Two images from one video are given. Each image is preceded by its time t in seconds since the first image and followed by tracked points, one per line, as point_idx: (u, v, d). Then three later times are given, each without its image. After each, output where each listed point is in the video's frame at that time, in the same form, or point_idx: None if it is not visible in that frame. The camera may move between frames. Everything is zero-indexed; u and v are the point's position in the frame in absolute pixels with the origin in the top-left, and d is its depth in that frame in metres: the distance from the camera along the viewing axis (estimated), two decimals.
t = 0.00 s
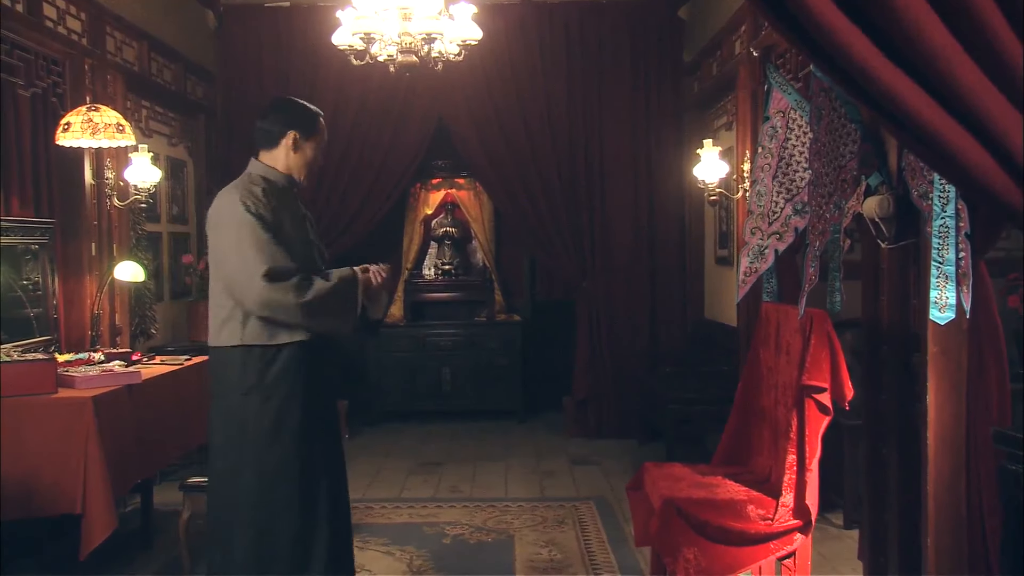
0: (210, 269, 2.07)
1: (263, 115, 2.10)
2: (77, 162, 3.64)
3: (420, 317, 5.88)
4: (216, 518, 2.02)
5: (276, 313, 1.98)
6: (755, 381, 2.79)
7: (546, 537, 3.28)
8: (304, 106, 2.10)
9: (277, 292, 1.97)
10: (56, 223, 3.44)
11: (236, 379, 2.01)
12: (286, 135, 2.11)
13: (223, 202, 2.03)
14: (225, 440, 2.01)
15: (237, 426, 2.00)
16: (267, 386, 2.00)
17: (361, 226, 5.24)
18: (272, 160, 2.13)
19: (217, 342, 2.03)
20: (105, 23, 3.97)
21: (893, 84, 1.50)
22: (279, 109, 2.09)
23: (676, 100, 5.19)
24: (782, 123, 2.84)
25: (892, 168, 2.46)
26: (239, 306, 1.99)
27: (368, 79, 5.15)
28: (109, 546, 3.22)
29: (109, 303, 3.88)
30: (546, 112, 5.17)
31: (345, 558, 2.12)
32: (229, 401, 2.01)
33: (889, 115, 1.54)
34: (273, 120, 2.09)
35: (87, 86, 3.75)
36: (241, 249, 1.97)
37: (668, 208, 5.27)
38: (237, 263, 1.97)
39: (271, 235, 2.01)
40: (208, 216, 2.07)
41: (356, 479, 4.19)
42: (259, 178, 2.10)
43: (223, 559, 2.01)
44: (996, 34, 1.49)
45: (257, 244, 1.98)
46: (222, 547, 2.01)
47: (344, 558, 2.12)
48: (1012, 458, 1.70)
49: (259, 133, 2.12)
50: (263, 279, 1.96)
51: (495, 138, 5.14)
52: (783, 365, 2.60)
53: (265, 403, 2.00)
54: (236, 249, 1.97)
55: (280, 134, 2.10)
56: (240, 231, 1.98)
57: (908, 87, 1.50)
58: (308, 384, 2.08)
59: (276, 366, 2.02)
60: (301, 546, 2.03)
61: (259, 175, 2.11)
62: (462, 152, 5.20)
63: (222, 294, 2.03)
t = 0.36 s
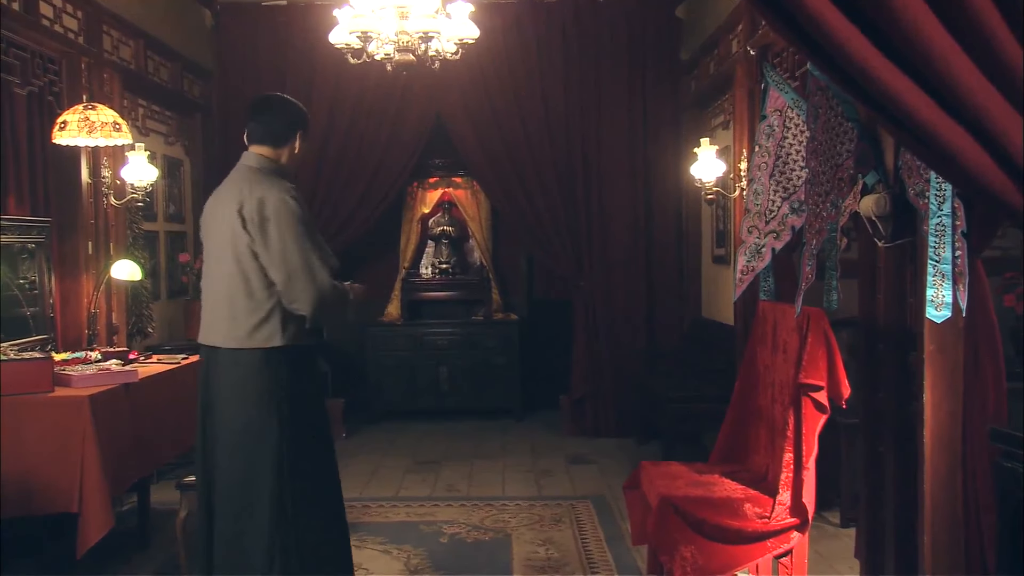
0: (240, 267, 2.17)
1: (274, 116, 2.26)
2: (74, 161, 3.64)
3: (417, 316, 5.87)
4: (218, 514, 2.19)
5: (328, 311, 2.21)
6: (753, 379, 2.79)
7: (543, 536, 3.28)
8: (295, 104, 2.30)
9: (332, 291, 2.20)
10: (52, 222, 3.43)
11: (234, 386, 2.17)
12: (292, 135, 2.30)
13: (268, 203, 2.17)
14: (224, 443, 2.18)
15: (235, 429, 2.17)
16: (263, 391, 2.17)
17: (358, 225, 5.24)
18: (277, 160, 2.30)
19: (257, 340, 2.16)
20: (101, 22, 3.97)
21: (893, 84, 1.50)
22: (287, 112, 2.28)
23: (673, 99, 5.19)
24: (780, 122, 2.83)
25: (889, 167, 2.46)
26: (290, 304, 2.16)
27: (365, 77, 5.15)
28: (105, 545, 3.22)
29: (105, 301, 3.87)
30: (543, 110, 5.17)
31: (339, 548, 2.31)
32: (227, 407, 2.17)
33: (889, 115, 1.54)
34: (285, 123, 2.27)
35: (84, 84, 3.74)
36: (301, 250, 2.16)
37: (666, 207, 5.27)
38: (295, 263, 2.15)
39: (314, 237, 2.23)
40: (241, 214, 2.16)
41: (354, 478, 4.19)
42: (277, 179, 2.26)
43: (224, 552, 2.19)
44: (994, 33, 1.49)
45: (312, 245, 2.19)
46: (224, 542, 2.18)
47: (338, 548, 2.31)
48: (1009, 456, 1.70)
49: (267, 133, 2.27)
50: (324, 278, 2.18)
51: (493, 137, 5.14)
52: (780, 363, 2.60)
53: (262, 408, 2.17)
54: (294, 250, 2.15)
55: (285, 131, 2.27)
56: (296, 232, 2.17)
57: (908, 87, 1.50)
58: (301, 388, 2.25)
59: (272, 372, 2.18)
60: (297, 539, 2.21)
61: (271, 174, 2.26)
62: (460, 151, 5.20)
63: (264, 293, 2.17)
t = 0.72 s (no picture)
0: (246, 269, 2.18)
1: (272, 115, 2.26)
2: (75, 162, 3.64)
3: (418, 316, 5.87)
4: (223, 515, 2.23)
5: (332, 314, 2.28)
6: (753, 379, 2.79)
7: (544, 536, 3.28)
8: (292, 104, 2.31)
9: (336, 294, 2.27)
10: (53, 222, 3.43)
11: (239, 390, 2.20)
12: (289, 135, 2.31)
13: (274, 205, 2.19)
14: (229, 446, 2.21)
15: (242, 432, 2.20)
16: (270, 394, 2.21)
17: (359, 225, 5.25)
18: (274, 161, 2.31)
19: (264, 342, 2.19)
20: (102, 22, 3.97)
21: (893, 83, 1.50)
22: (285, 110, 2.28)
23: (674, 99, 5.19)
24: (781, 121, 2.83)
25: (890, 166, 2.45)
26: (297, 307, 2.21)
27: (366, 77, 5.15)
28: (106, 545, 3.22)
29: (107, 302, 3.87)
30: (544, 110, 5.17)
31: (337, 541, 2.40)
32: (232, 411, 2.20)
33: (889, 114, 1.54)
34: (284, 122, 2.28)
35: (85, 85, 3.74)
36: (309, 254, 2.21)
37: (667, 207, 5.27)
38: (304, 267, 2.20)
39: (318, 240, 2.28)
40: (247, 215, 2.17)
41: (354, 478, 4.20)
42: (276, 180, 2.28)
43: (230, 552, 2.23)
44: (994, 32, 1.50)
45: (319, 249, 2.24)
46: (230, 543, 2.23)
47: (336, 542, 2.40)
48: (1010, 455, 1.70)
49: (264, 132, 2.27)
50: (330, 282, 2.25)
51: (493, 137, 5.14)
52: (781, 363, 2.60)
53: (269, 410, 2.21)
54: (302, 253, 2.20)
55: (281, 129, 2.28)
56: (303, 236, 2.21)
57: (909, 86, 1.50)
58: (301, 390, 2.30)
59: (277, 375, 2.22)
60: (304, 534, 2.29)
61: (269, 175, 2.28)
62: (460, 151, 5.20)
63: (271, 296, 2.20)
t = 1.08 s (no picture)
0: (227, 269, 2.18)
1: (257, 114, 2.25)
2: (80, 162, 3.64)
3: (422, 316, 5.88)
4: (216, 514, 2.23)
5: (316, 313, 2.22)
6: (757, 379, 2.79)
7: (548, 535, 3.29)
8: (281, 102, 2.28)
9: (318, 292, 2.22)
10: (58, 222, 3.43)
11: (232, 389, 2.20)
12: (274, 133, 2.28)
13: (249, 205, 2.18)
14: (222, 445, 2.21)
15: (234, 432, 2.20)
16: (262, 394, 2.21)
17: (363, 225, 5.25)
18: (263, 160, 2.30)
19: (247, 341, 2.18)
20: (107, 22, 3.98)
21: (898, 83, 1.50)
22: (269, 108, 2.26)
23: (678, 99, 5.19)
24: (784, 121, 2.84)
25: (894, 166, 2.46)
26: (275, 306, 2.18)
27: (370, 78, 5.15)
28: (111, 545, 3.23)
29: (111, 302, 3.88)
30: (548, 111, 5.17)
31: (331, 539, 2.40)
32: (225, 410, 2.20)
33: (893, 113, 1.53)
34: (266, 121, 2.26)
35: (89, 85, 3.75)
36: (284, 252, 2.17)
37: (670, 208, 5.27)
38: (277, 265, 2.16)
39: (299, 237, 2.23)
40: (224, 216, 2.18)
41: (358, 478, 4.20)
42: (261, 180, 2.26)
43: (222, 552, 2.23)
44: (999, 30, 1.49)
45: (295, 247, 2.19)
46: (223, 541, 2.23)
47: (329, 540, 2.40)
48: (1013, 455, 1.70)
49: (250, 133, 2.27)
50: (309, 280, 2.19)
51: (497, 137, 5.14)
52: (785, 362, 2.60)
53: (262, 409, 2.21)
54: (276, 252, 2.16)
55: (264, 128, 2.26)
56: (278, 234, 2.18)
57: (913, 85, 1.50)
58: (294, 388, 2.30)
59: (269, 374, 2.22)
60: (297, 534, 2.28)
61: (258, 175, 2.27)
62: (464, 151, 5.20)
63: (250, 296, 2.18)
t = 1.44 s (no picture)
0: (221, 269, 2.19)
1: (255, 115, 2.26)
2: (82, 162, 3.64)
3: (423, 316, 5.88)
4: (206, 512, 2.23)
5: (307, 313, 2.20)
6: (760, 378, 2.79)
7: (549, 535, 3.29)
8: (282, 103, 2.28)
9: (309, 292, 2.19)
10: (60, 222, 3.44)
11: (223, 386, 2.20)
12: (272, 134, 2.28)
13: (241, 204, 2.17)
14: (214, 442, 2.21)
15: (224, 429, 2.20)
16: (254, 391, 2.20)
17: (364, 225, 5.25)
18: (263, 161, 2.30)
19: (239, 339, 2.18)
20: (108, 23, 3.98)
21: (899, 82, 1.50)
22: (267, 109, 2.25)
23: (679, 99, 5.19)
24: (786, 121, 2.84)
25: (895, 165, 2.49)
26: (266, 305, 2.17)
27: (371, 78, 5.15)
28: (112, 545, 3.23)
29: (113, 302, 3.88)
30: (550, 111, 5.17)
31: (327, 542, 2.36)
32: (216, 406, 2.21)
33: (894, 113, 1.53)
34: (264, 121, 2.26)
35: (91, 85, 3.75)
36: (273, 251, 2.15)
37: (672, 207, 5.27)
38: (266, 264, 2.15)
39: (292, 237, 2.22)
40: (218, 215, 2.19)
41: (359, 478, 4.20)
42: (259, 180, 2.26)
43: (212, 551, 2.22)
44: (1002, 30, 1.49)
45: (286, 246, 2.18)
46: (212, 540, 2.22)
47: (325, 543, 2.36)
48: (1014, 455, 1.70)
49: (249, 134, 2.27)
50: (299, 279, 2.17)
51: (498, 137, 5.14)
52: (788, 362, 2.60)
53: (252, 407, 2.20)
54: (265, 251, 2.15)
55: (262, 129, 2.26)
56: (268, 233, 2.16)
57: (914, 84, 1.50)
58: (291, 387, 2.27)
59: (261, 372, 2.21)
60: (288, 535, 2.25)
61: (256, 176, 2.27)
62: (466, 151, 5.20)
63: (241, 295, 2.18)
